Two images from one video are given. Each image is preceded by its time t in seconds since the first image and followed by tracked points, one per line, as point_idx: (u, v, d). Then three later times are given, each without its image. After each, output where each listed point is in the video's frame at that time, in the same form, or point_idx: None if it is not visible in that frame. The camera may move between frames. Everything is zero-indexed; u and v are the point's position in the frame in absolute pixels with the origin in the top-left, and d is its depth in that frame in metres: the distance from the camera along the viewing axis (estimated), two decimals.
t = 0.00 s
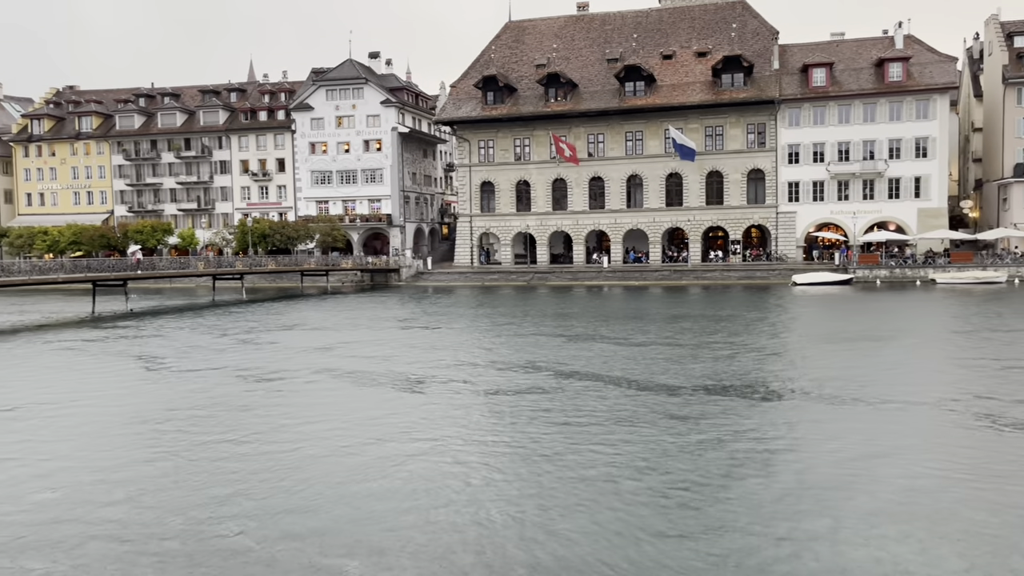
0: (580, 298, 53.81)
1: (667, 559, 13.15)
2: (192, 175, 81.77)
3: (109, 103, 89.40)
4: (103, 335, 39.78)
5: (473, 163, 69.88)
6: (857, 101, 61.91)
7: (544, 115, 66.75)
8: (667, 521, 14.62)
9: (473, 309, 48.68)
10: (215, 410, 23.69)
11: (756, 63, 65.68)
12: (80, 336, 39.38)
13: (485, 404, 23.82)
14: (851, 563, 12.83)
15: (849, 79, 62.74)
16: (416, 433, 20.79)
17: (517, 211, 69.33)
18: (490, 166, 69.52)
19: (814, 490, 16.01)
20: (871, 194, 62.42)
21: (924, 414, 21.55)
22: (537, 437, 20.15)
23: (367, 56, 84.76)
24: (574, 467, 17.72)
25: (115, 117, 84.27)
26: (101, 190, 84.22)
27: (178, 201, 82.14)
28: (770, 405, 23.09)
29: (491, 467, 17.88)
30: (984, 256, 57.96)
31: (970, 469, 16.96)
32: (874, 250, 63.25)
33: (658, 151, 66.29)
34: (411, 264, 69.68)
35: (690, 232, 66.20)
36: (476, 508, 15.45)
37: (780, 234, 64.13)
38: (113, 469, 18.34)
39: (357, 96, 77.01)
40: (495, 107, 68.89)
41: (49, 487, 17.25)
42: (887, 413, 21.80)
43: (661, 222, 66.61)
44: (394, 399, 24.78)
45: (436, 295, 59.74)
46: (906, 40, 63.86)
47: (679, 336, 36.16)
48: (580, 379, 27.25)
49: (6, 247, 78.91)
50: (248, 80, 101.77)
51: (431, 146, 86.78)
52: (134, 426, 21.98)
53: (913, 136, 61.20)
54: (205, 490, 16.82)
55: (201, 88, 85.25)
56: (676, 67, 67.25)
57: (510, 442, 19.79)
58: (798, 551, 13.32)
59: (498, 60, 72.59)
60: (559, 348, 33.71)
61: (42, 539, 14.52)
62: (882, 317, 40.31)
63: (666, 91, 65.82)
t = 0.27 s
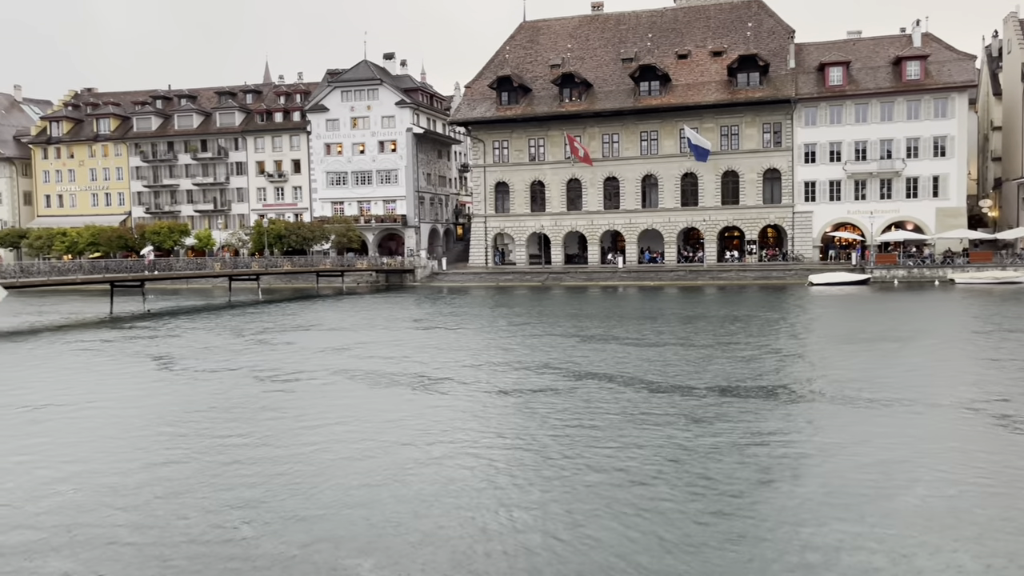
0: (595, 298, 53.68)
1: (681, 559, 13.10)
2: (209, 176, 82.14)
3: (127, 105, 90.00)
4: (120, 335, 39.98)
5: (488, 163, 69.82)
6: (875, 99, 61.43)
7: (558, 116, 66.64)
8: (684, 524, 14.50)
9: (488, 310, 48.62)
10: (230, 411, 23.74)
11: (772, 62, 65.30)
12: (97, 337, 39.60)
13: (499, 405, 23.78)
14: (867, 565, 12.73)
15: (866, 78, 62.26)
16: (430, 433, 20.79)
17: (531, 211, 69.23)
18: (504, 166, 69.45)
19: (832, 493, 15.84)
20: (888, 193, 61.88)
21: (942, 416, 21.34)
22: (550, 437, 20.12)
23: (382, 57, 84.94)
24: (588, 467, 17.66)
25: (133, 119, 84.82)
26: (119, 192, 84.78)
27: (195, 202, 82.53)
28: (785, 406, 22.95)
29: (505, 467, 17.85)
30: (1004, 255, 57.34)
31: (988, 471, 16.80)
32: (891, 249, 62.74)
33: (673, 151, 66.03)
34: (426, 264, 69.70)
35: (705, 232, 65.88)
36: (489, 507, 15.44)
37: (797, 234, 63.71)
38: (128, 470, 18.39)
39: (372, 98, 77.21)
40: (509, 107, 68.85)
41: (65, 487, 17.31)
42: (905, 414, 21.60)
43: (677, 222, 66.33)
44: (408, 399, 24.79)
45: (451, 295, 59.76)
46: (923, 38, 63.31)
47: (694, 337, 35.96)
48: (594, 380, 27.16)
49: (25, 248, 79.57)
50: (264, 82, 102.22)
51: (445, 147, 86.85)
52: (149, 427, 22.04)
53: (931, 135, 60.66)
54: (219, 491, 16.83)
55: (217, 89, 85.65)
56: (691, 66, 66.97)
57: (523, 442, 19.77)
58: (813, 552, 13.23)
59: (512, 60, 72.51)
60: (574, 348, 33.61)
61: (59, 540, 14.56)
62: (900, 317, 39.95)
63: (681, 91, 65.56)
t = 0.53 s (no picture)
0: (609, 299, 53.51)
1: (693, 561, 13.03)
2: (225, 178, 82.49)
3: (144, 107, 90.58)
4: (136, 335, 40.22)
5: (502, 164, 69.77)
6: (891, 99, 60.98)
7: (573, 116, 66.53)
8: (694, 525, 14.43)
9: (502, 310, 48.58)
10: (243, 411, 23.83)
11: (788, 62, 64.92)
12: (113, 337, 39.87)
13: (512, 406, 23.75)
14: (880, 568, 12.63)
15: (883, 77, 61.81)
16: (443, 434, 20.77)
17: (545, 212, 69.12)
18: (519, 167, 69.38)
19: (844, 495, 15.73)
20: (906, 193, 61.38)
21: (960, 417, 21.12)
22: (563, 438, 20.06)
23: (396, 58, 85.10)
24: (601, 469, 17.60)
25: (150, 121, 85.39)
26: (137, 194, 85.35)
27: (211, 204, 82.93)
28: (800, 407, 22.79)
29: (517, 468, 17.82)
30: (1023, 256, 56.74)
31: (1005, 474, 16.61)
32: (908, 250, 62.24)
33: (688, 152, 65.77)
34: (440, 265, 69.72)
35: (720, 233, 65.57)
36: (501, 508, 15.42)
37: (813, 235, 63.32)
38: (141, 468, 18.51)
39: (387, 99, 77.38)
40: (524, 108, 68.79)
41: (79, 485, 17.43)
42: (921, 416, 21.40)
43: (692, 222, 66.04)
44: (421, 400, 24.78)
45: (466, 296, 59.75)
46: (941, 37, 62.78)
47: (708, 338, 35.77)
48: (608, 381, 27.06)
49: (44, 249, 80.24)
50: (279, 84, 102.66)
51: (460, 148, 86.87)
52: (162, 426, 22.16)
53: (949, 135, 60.14)
54: (230, 489, 16.91)
55: (233, 91, 86.05)
56: (706, 66, 66.68)
57: (536, 443, 19.72)
58: (826, 555, 13.13)
59: (526, 61, 72.46)
60: (587, 349, 33.50)
61: (71, 537, 14.66)
62: (918, 318, 39.60)
63: (696, 91, 65.28)
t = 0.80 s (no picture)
0: (624, 300, 53.33)
1: (708, 562, 12.94)
2: (240, 180, 82.80)
3: (161, 110, 91.15)
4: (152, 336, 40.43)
5: (516, 166, 69.71)
6: (909, 99, 60.51)
7: (587, 117, 66.43)
8: (709, 526, 14.33)
9: (516, 312, 48.50)
10: (257, 412, 23.88)
11: (804, 62, 64.55)
12: (129, 338, 40.12)
13: (526, 407, 23.68)
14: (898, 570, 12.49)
15: (900, 77, 61.34)
16: (456, 435, 20.72)
17: (560, 213, 68.98)
18: (533, 168, 69.30)
19: (862, 496, 15.57)
20: (923, 193, 60.88)
21: (979, 419, 20.89)
22: (577, 440, 19.98)
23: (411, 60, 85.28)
24: (614, 470, 17.51)
25: (167, 123, 85.92)
26: (153, 195, 85.87)
27: (227, 205, 83.28)
28: (816, 409, 22.61)
29: (531, 469, 17.76)
30: None
31: None
32: (926, 251, 61.73)
33: (703, 152, 65.50)
34: (454, 266, 69.73)
35: (735, 234, 65.24)
36: (514, 509, 15.37)
37: (829, 236, 62.90)
38: (156, 468, 18.57)
39: (401, 101, 77.55)
40: (538, 109, 68.74)
41: (95, 485, 17.51)
42: (939, 418, 21.18)
43: (707, 223, 65.74)
44: (435, 401, 24.74)
45: (480, 297, 59.72)
46: (959, 36, 62.28)
47: (723, 339, 35.57)
48: (622, 382, 26.93)
49: (62, 251, 80.86)
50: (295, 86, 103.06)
51: (474, 150, 86.91)
52: (177, 426, 22.24)
53: (968, 134, 59.64)
54: (245, 490, 16.94)
55: (249, 94, 86.45)
56: (721, 66, 66.39)
57: (550, 444, 19.66)
58: (843, 557, 13.01)
59: (541, 62, 72.39)
60: (602, 351, 33.37)
61: (87, 536, 14.71)
62: (935, 319, 39.24)
63: (711, 91, 65.01)
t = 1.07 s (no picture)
0: (638, 302, 53.16)
1: (721, 565, 12.86)
2: (256, 181, 83.12)
3: (177, 112, 91.68)
4: (167, 337, 40.63)
5: (530, 167, 69.62)
6: (926, 99, 60.05)
7: (601, 118, 66.31)
8: (723, 529, 14.23)
9: (530, 313, 48.46)
10: (271, 412, 23.93)
11: (820, 62, 64.17)
12: (145, 338, 40.34)
13: (540, 408, 23.62)
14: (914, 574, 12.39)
15: (918, 77, 60.88)
16: (470, 436, 20.69)
17: (574, 214, 68.85)
18: (548, 170, 69.20)
19: (877, 499, 15.43)
20: (941, 194, 60.39)
21: (998, 422, 20.66)
22: (590, 441, 19.92)
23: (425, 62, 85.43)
24: (628, 472, 17.43)
25: (183, 125, 86.46)
26: (170, 197, 86.36)
27: (242, 207, 83.61)
28: (832, 411, 22.43)
29: (544, 471, 17.71)
30: None
31: None
32: (944, 252, 61.20)
33: (717, 153, 65.23)
34: (468, 268, 69.73)
35: (750, 235, 64.91)
36: (527, 510, 15.33)
37: (845, 237, 62.49)
38: (171, 468, 18.65)
39: (416, 103, 77.67)
40: (552, 110, 68.66)
41: (110, 484, 17.61)
42: (958, 421, 20.95)
43: (722, 224, 65.45)
44: (449, 402, 24.72)
45: (494, 298, 59.69)
46: (977, 36, 61.76)
47: (738, 341, 35.36)
48: (637, 384, 26.82)
49: (80, 252, 81.49)
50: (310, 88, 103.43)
51: (488, 151, 86.91)
52: (192, 427, 22.35)
53: (986, 135, 59.12)
54: (258, 490, 16.97)
55: (264, 96, 86.80)
56: (736, 67, 66.09)
57: (563, 446, 19.59)
58: (858, 561, 12.90)
59: (555, 63, 72.29)
60: (616, 352, 33.26)
61: (102, 536, 14.79)
62: (953, 321, 38.87)
63: (726, 92, 64.71)
